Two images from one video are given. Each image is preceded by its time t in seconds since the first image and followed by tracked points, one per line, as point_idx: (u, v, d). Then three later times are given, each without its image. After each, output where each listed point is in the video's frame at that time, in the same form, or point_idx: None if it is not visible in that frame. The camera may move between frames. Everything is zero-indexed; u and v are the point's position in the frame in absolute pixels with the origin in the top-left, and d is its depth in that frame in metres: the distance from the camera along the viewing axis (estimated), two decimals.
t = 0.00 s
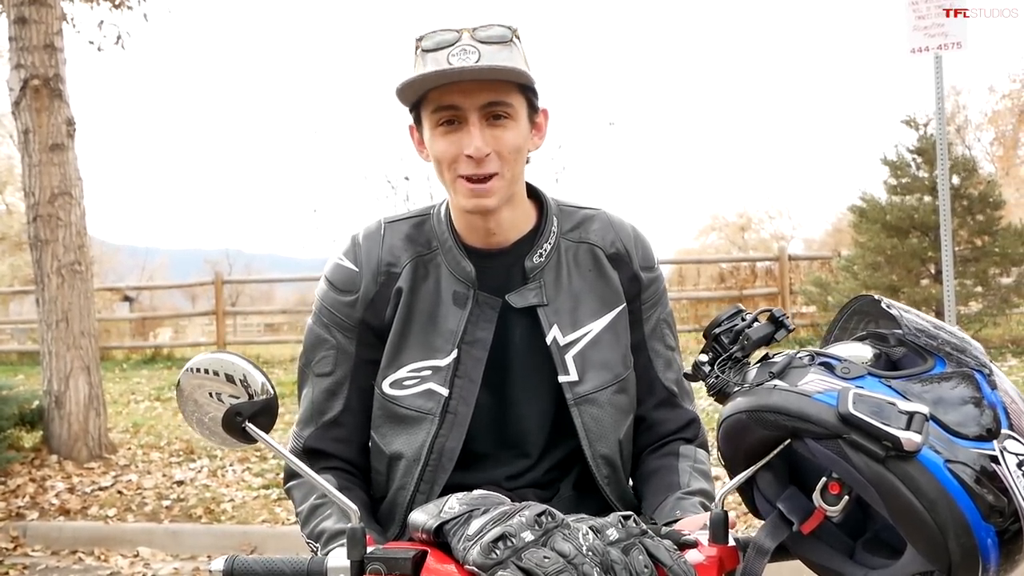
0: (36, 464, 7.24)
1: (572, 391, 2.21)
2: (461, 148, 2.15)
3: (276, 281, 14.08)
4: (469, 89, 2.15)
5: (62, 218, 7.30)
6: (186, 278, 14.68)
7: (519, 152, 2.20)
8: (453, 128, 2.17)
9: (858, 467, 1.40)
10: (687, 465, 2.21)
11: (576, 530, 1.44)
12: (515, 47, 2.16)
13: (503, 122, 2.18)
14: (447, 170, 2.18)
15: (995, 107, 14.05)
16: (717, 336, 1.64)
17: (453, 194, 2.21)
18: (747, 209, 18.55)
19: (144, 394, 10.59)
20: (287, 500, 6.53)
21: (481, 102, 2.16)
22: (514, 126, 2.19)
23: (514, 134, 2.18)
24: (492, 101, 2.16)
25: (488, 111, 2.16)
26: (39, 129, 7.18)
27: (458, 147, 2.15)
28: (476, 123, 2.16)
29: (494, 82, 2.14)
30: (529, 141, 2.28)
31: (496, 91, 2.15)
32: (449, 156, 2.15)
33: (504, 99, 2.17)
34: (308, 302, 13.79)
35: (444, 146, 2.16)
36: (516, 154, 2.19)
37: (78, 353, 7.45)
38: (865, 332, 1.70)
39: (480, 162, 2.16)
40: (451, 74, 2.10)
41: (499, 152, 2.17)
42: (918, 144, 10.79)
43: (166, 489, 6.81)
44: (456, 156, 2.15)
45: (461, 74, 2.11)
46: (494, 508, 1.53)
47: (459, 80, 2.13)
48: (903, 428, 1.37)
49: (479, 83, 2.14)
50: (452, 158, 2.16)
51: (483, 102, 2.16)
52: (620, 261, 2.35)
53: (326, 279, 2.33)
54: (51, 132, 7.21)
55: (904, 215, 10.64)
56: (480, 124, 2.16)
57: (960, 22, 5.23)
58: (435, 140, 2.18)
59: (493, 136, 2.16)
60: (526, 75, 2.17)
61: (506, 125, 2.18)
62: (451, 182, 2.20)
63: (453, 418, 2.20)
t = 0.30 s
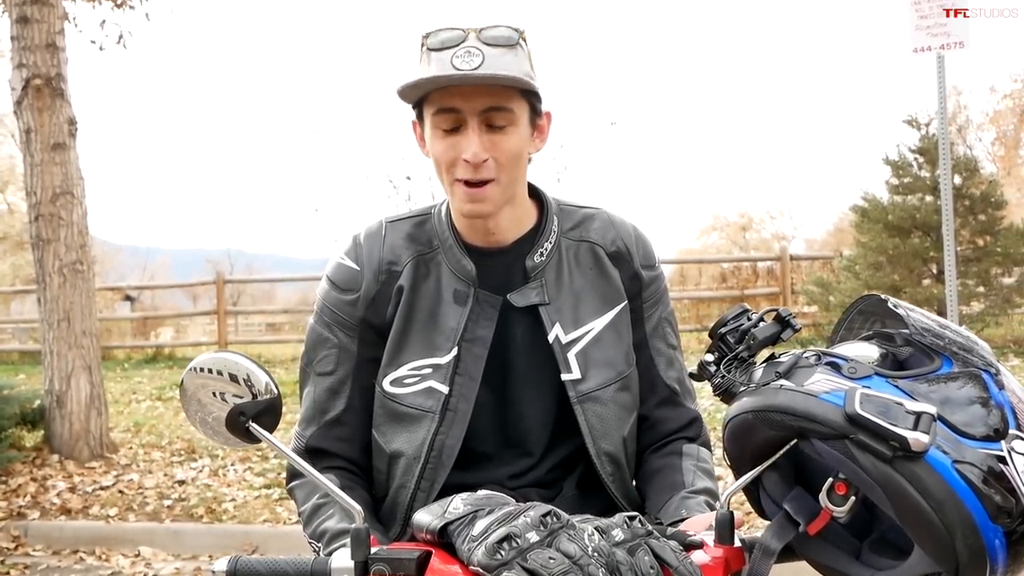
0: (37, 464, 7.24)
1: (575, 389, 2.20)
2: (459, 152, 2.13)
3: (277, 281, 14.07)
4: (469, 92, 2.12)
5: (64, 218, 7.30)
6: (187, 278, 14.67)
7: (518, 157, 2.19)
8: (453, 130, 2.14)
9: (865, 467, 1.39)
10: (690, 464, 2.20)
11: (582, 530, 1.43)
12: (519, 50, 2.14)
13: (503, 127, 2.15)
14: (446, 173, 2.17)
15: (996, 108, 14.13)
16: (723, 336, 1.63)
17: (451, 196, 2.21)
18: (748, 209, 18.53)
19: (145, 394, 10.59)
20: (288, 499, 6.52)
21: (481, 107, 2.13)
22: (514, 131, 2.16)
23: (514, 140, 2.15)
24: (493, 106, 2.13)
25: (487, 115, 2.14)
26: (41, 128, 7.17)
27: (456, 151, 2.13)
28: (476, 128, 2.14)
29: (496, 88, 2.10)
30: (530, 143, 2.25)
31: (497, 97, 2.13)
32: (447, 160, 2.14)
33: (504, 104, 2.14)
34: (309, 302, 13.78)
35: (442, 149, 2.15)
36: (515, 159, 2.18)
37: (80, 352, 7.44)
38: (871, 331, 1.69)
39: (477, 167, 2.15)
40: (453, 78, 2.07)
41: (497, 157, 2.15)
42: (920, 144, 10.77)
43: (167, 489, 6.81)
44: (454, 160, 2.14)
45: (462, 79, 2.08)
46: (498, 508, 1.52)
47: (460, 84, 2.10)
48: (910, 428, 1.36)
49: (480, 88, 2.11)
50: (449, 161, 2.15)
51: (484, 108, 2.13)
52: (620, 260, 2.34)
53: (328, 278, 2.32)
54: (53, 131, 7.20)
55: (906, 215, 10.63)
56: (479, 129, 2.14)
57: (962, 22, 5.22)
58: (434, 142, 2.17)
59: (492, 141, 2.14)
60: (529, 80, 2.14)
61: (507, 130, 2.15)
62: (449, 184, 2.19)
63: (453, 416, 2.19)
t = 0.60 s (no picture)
0: (35, 465, 7.22)
1: (573, 390, 2.19)
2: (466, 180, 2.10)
3: (276, 282, 14.06)
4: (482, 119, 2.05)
5: (62, 219, 7.29)
6: (185, 279, 14.66)
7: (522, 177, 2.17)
8: (461, 153, 2.09)
9: (866, 469, 1.39)
10: (689, 466, 2.20)
11: (583, 532, 1.43)
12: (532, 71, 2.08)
13: (511, 151, 2.11)
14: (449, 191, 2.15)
15: (994, 110, 14.14)
16: (724, 337, 1.63)
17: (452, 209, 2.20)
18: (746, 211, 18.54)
19: (144, 395, 10.57)
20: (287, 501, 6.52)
21: (492, 133, 2.07)
22: (521, 154, 2.12)
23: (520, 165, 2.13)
24: (504, 132, 2.07)
25: (498, 140, 2.08)
26: (40, 129, 7.17)
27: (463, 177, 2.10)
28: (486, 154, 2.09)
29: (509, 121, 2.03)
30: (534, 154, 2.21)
31: (511, 125, 2.06)
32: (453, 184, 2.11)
33: (516, 131, 2.07)
34: (308, 303, 13.78)
35: (449, 169, 2.11)
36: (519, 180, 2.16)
37: (78, 353, 7.43)
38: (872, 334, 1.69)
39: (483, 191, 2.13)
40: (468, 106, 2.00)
41: (503, 181, 2.14)
42: (919, 146, 10.78)
43: (165, 490, 6.80)
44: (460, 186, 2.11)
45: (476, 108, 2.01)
46: (500, 511, 1.52)
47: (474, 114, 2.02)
48: (912, 430, 1.35)
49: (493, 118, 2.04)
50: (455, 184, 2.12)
51: (495, 134, 2.07)
52: (617, 261, 2.34)
53: (326, 280, 2.32)
54: (52, 132, 7.20)
55: (905, 217, 10.61)
56: (488, 154, 2.09)
57: (962, 23, 5.21)
58: (439, 159, 2.11)
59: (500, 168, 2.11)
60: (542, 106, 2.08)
61: (514, 155, 2.11)
62: (451, 198, 2.18)
63: (451, 416, 2.19)
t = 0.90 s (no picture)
0: (32, 467, 7.21)
1: (573, 396, 2.19)
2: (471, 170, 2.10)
3: (273, 284, 14.05)
4: (486, 110, 2.07)
5: (60, 220, 7.28)
6: (183, 280, 14.64)
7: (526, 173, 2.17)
8: (465, 144, 2.10)
9: (867, 473, 1.39)
10: (684, 471, 2.18)
11: (583, 535, 1.42)
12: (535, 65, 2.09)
13: (515, 143, 2.12)
14: (453, 186, 2.15)
15: (991, 113, 14.15)
16: (725, 340, 1.63)
17: (455, 207, 2.19)
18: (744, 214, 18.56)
19: (141, 397, 10.56)
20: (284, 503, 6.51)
21: (496, 124, 2.08)
22: (525, 148, 2.14)
23: (524, 158, 2.13)
24: (508, 123, 2.09)
25: (502, 132, 2.10)
26: (38, 131, 7.16)
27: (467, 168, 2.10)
28: (490, 144, 2.10)
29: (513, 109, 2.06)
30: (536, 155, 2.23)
31: (515, 115, 2.08)
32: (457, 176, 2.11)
33: (519, 122, 2.10)
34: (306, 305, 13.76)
35: (453, 164, 2.11)
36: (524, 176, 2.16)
37: (76, 355, 7.42)
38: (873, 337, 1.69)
39: (487, 184, 2.13)
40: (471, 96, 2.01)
41: (508, 175, 2.14)
42: (917, 149, 10.80)
43: (163, 492, 6.79)
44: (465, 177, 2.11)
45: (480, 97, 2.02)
46: (500, 513, 1.52)
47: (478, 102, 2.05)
48: (913, 434, 1.35)
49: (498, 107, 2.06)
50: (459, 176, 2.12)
51: (499, 125, 2.09)
52: (618, 265, 2.34)
53: (326, 284, 2.31)
54: (50, 133, 7.19)
55: (903, 220, 10.61)
56: (491, 145, 2.10)
57: (961, 25, 5.21)
58: (443, 154, 2.12)
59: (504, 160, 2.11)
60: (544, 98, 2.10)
61: (518, 148, 2.13)
62: (454, 195, 2.17)
63: (452, 421, 2.18)
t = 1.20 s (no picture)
0: (30, 468, 7.20)
1: (575, 395, 2.19)
2: (480, 139, 2.13)
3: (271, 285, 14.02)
4: (497, 82, 2.15)
5: (59, 222, 7.28)
6: (181, 281, 14.65)
7: (534, 155, 2.19)
8: (475, 117, 2.16)
9: (870, 474, 1.39)
10: (685, 472, 2.18)
11: (585, 537, 1.42)
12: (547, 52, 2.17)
13: (524, 121, 2.17)
14: (462, 160, 2.16)
15: (989, 115, 14.15)
16: (727, 341, 1.63)
17: (463, 187, 2.19)
18: (742, 216, 18.58)
19: (139, 398, 10.55)
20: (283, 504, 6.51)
21: (506, 97, 2.16)
22: (533, 127, 2.18)
23: (532, 134, 2.17)
24: (517, 99, 2.16)
25: (511, 106, 2.16)
26: (36, 132, 7.15)
27: (477, 138, 2.14)
28: (500, 116, 2.16)
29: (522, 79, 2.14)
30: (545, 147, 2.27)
31: (524, 88, 2.16)
32: (466, 145, 2.14)
33: (528, 98, 2.17)
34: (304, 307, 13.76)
35: (462, 135, 2.15)
36: (532, 156, 2.18)
37: (75, 356, 7.42)
38: (875, 338, 1.70)
39: (496, 155, 2.14)
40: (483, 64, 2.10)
41: (516, 149, 2.15)
42: (915, 151, 10.82)
43: (161, 494, 6.78)
44: (474, 146, 2.13)
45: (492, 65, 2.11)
46: (501, 514, 1.51)
47: (489, 72, 2.13)
48: (916, 435, 1.35)
49: (507, 77, 2.14)
50: (468, 147, 2.14)
51: (509, 98, 2.16)
52: (623, 263, 2.34)
53: (329, 282, 2.31)
54: (49, 135, 7.19)
55: (901, 221, 10.62)
56: (500, 118, 2.16)
57: (960, 26, 5.22)
58: (454, 128, 2.18)
59: (513, 133, 2.15)
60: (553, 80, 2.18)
61: (527, 124, 2.17)
62: (463, 173, 2.18)
63: (454, 422, 2.18)
